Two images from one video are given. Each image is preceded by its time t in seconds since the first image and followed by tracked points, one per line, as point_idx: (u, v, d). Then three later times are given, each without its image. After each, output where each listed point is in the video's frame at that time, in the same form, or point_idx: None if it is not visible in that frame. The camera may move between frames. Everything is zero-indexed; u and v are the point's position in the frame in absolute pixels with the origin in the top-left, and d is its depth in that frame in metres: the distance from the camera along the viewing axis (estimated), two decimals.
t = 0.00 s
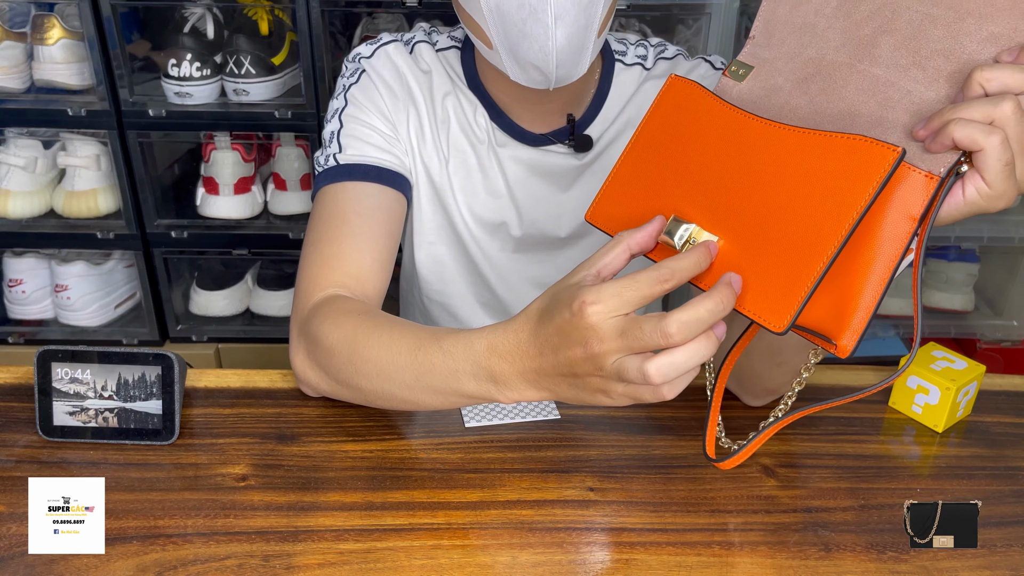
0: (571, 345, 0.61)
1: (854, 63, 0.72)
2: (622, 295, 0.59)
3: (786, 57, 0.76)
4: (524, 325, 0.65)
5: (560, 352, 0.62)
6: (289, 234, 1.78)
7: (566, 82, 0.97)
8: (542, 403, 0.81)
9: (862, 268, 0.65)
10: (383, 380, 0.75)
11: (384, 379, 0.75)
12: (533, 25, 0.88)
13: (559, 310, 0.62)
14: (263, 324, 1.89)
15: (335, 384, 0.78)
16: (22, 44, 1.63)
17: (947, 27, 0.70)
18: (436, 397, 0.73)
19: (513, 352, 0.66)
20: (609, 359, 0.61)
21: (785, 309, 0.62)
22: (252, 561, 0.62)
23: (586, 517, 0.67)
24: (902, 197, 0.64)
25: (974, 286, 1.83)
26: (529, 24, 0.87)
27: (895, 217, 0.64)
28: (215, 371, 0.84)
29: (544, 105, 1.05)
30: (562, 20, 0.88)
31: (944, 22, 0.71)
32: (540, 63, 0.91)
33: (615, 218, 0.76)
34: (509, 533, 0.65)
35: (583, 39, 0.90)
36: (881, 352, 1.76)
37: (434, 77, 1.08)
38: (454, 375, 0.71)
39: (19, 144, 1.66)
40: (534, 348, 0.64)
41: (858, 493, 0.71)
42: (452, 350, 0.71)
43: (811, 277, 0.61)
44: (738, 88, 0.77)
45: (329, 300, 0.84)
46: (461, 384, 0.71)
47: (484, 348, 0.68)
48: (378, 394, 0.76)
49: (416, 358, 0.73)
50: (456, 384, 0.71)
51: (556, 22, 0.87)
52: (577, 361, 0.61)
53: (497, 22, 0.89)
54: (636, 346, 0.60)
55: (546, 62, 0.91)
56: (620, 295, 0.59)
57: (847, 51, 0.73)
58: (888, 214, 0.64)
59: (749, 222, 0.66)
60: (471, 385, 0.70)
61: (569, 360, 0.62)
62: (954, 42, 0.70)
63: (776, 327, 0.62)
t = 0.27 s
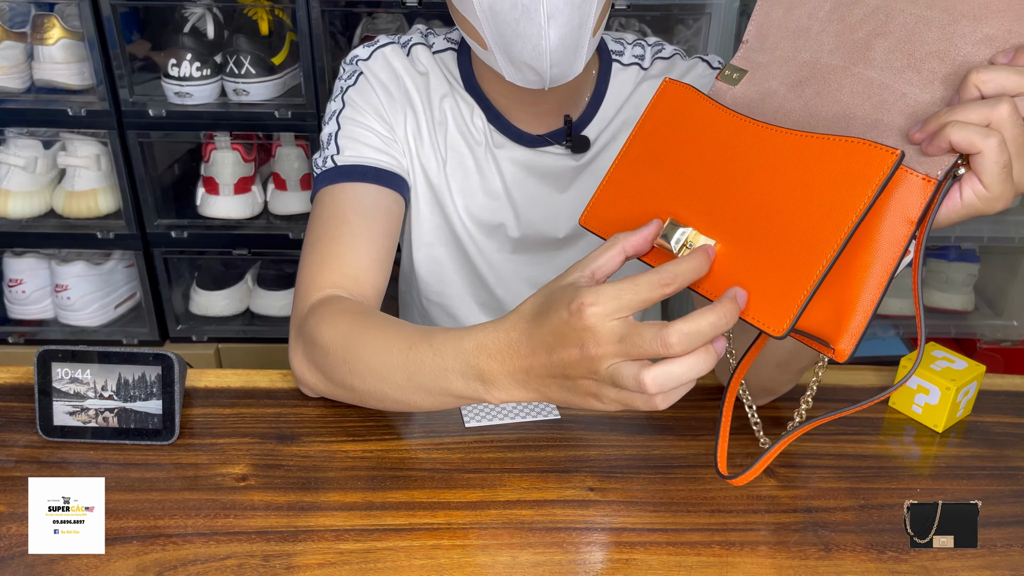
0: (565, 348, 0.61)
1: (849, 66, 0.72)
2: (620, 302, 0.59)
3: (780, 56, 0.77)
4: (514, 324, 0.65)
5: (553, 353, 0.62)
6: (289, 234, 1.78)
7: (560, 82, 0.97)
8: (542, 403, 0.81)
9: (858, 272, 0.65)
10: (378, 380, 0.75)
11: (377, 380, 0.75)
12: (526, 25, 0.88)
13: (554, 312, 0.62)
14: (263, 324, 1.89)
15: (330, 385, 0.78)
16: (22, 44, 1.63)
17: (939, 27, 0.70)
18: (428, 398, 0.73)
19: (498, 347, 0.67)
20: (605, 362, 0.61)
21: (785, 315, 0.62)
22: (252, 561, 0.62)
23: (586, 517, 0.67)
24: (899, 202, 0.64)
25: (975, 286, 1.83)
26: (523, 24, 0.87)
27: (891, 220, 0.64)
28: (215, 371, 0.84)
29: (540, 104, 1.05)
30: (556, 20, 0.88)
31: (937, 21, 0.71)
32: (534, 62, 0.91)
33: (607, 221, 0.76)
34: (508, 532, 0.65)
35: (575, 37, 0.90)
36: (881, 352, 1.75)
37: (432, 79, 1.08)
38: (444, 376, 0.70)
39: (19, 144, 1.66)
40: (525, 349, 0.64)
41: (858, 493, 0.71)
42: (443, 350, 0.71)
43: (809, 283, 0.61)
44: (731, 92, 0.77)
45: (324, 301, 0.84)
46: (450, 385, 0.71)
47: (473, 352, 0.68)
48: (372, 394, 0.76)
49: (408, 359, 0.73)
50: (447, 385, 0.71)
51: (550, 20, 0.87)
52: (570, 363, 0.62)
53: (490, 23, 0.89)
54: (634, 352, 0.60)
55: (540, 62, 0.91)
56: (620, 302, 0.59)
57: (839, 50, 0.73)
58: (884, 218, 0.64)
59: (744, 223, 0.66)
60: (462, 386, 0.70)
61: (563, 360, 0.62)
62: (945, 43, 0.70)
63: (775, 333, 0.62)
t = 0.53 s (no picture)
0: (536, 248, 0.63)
1: (832, 59, 0.64)
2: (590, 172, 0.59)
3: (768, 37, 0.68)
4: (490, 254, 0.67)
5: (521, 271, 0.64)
6: (289, 234, 1.78)
7: (567, 78, 0.96)
8: (542, 403, 0.81)
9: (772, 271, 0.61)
10: (368, 348, 0.78)
11: (368, 347, 0.78)
12: (538, 19, 0.87)
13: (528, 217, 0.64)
14: (263, 324, 1.89)
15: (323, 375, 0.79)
16: (22, 44, 1.63)
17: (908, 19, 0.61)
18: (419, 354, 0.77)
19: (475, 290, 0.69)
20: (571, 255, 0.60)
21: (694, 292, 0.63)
22: (252, 560, 0.62)
23: (585, 517, 0.67)
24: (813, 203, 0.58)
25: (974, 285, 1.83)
26: (534, 16, 0.87)
27: (818, 220, 0.59)
28: (215, 371, 0.84)
29: (538, 106, 1.04)
30: (568, 15, 0.87)
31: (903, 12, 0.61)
32: (543, 56, 0.90)
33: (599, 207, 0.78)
34: (508, 532, 0.65)
35: (585, 33, 0.90)
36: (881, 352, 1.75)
37: (426, 83, 1.08)
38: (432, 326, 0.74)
39: (19, 144, 1.66)
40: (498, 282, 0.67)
41: (858, 493, 0.71)
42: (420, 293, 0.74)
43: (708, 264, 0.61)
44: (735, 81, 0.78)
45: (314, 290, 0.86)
46: (442, 331, 0.74)
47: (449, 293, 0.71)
48: (362, 368, 0.79)
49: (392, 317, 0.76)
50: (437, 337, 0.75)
51: (563, 14, 0.87)
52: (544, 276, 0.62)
53: (501, 17, 0.89)
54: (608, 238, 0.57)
55: (549, 56, 0.90)
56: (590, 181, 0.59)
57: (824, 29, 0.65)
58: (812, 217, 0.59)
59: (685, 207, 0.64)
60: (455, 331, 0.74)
61: (536, 273, 0.63)
62: (927, 43, 0.61)
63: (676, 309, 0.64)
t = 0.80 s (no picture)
0: (550, 173, 0.71)
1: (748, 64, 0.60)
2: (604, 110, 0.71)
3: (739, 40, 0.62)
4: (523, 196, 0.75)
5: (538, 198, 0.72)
6: (289, 234, 1.78)
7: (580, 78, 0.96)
8: (542, 403, 0.81)
9: (654, 276, 0.67)
10: (389, 315, 0.82)
11: (389, 314, 0.82)
12: (561, 18, 0.86)
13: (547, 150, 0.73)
14: (263, 324, 1.89)
15: (338, 368, 0.81)
16: (22, 44, 1.63)
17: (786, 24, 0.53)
18: (440, 314, 0.82)
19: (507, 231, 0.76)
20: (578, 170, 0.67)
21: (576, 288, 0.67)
22: (252, 560, 0.62)
23: (585, 517, 0.67)
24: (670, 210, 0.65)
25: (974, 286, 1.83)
26: (558, 15, 0.86)
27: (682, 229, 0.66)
28: (215, 371, 0.84)
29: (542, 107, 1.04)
30: (591, 15, 0.87)
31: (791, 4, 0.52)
32: (562, 56, 0.90)
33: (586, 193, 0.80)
34: (508, 532, 0.65)
35: (603, 34, 0.90)
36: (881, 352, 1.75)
37: (428, 84, 1.08)
38: (457, 278, 0.79)
39: (19, 144, 1.66)
40: (523, 216, 0.74)
41: (858, 493, 0.71)
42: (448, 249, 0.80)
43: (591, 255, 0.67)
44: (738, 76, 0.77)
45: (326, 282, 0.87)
46: (466, 285, 0.80)
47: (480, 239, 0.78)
48: (377, 342, 0.82)
49: (414, 278, 0.81)
50: (462, 291, 0.80)
51: (586, 15, 0.87)
52: (557, 197, 0.70)
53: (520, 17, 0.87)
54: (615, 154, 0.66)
55: (568, 56, 0.90)
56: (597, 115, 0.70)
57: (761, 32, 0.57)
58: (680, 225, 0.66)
59: (602, 214, 0.72)
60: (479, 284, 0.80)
61: (548, 196, 0.71)
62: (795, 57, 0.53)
63: (565, 305, 0.68)
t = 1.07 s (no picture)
0: (484, 153, 0.67)
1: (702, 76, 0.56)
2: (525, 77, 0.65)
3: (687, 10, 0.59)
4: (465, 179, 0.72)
5: (480, 180, 0.69)
6: (289, 234, 1.78)
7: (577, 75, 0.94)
8: (542, 403, 0.81)
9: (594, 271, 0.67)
10: (367, 309, 0.83)
11: (369, 309, 0.83)
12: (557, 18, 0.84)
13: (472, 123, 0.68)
14: (263, 324, 1.90)
15: (327, 371, 0.81)
16: (22, 44, 1.63)
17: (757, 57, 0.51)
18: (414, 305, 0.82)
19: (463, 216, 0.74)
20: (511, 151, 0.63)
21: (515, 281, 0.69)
22: (252, 561, 0.62)
23: (585, 517, 0.67)
24: (617, 217, 0.62)
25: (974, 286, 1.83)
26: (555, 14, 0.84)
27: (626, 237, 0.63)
28: (215, 371, 0.84)
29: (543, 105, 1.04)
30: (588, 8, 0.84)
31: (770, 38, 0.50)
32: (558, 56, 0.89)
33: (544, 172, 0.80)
34: (508, 532, 0.65)
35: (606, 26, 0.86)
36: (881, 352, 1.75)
37: (430, 81, 1.08)
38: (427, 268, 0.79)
39: (19, 144, 1.66)
40: (471, 201, 0.72)
41: (858, 493, 0.71)
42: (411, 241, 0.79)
43: (530, 254, 0.67)
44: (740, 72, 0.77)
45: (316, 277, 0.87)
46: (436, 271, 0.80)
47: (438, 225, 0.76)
48: (361, 338, 0.83)
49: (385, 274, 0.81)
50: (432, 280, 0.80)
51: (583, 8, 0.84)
52: (496, 180, 0.67)
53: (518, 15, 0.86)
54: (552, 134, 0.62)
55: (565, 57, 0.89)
56: (520, 84, 0.64)
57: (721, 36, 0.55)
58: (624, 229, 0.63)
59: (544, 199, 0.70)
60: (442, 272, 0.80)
61: (487, 179, 0.67)
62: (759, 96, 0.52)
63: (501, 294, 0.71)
